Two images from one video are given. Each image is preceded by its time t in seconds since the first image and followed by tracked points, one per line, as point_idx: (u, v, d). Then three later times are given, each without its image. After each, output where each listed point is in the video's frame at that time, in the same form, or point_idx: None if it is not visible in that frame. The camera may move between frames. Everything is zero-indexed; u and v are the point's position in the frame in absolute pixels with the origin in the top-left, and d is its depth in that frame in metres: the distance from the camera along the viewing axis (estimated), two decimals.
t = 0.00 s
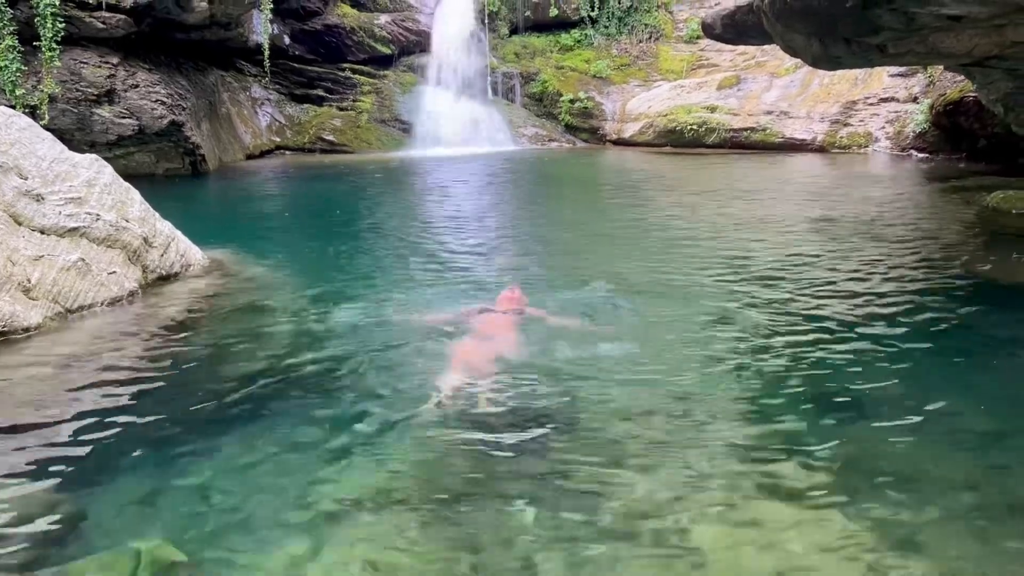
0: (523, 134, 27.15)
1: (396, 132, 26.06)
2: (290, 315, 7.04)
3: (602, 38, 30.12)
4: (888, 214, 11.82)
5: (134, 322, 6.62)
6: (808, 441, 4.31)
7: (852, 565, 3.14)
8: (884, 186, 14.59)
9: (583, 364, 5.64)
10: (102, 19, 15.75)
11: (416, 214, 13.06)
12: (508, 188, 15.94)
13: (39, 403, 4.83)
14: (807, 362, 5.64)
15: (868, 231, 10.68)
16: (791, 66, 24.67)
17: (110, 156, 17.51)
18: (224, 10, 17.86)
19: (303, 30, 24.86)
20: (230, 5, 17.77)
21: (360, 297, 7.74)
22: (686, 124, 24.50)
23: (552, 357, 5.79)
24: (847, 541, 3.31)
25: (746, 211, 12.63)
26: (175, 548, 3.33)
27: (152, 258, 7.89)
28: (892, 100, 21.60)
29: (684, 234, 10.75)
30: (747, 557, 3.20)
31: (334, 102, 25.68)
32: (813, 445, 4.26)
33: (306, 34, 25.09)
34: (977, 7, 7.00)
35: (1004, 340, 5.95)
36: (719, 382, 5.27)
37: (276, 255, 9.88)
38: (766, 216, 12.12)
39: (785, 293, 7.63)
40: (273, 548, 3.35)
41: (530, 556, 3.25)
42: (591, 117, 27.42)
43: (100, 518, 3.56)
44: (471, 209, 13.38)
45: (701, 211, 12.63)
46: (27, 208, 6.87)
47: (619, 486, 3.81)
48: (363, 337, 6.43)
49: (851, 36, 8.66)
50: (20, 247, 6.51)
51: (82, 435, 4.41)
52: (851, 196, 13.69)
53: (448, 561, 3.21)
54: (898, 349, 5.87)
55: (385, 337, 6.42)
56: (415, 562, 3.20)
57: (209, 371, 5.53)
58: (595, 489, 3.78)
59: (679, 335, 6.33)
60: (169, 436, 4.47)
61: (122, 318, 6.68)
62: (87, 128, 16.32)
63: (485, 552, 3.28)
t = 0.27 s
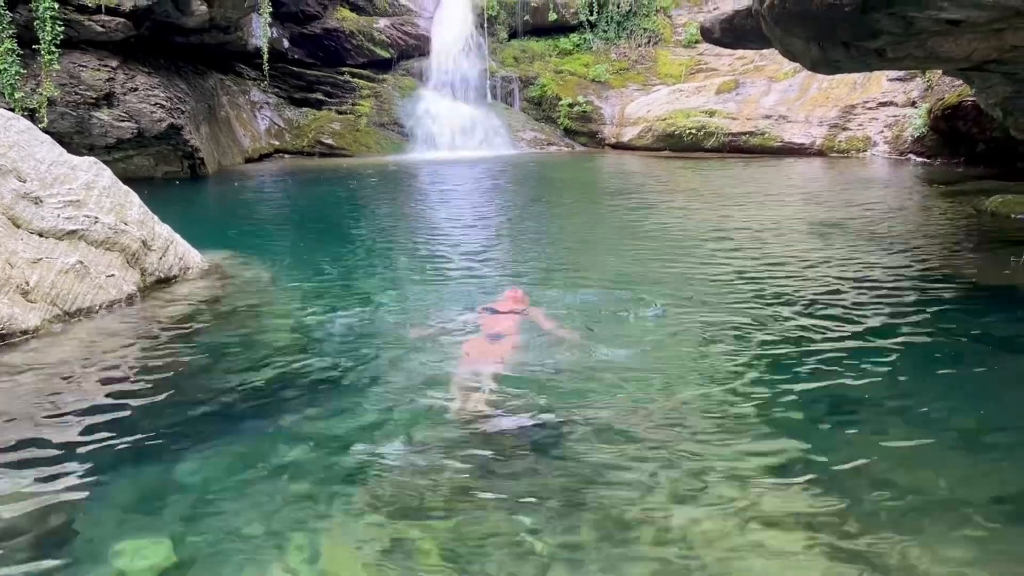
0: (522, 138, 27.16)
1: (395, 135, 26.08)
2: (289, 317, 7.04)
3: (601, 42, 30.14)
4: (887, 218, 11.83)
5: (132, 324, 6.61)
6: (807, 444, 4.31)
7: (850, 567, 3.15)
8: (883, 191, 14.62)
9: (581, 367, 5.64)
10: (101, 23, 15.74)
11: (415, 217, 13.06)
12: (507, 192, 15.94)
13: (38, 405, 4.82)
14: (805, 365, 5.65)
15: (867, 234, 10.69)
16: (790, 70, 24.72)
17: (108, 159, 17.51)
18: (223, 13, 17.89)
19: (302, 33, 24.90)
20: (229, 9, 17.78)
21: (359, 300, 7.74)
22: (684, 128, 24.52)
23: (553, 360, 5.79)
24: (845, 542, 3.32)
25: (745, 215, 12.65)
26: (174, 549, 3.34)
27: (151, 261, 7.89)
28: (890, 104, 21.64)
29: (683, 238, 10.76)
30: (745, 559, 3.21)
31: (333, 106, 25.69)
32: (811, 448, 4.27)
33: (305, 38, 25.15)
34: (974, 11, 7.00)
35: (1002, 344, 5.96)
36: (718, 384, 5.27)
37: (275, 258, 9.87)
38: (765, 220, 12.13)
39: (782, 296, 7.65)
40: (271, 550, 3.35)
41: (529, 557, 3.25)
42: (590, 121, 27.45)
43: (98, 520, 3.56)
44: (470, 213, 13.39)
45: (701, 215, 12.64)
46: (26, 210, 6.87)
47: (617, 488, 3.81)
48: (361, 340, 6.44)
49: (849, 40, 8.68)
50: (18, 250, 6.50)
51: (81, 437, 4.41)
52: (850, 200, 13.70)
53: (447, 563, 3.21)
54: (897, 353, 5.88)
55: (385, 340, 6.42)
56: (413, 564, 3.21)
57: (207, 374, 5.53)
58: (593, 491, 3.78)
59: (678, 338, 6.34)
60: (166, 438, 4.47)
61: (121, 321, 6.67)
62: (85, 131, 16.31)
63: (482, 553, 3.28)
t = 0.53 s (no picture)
0: (521, 143, 27.19)
1: (394, 140, 26.11)
2: (288, 322, 7.04)
3: (600, 47, 30.18)
4: (885, 223, 11.85)
5: (130, 328, 6.60)
6: (806, 448, 4.32)
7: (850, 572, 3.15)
8: (881, 195, 14.65)
9: (581, 372, 5.64)
10: (100, 27, 15.73)
11: (413, 222, 13.07)
12: (506, 197, 15.95)
13: (36, 409, 4.82)
14: (804, 370, 5.65)
15: (865, 239, 10.70)
16: (788, 76, 24.77)
17: (107, 164, 17.51)
18: (222, 18, 17.92)
19: (302, 38, 25.06)
20: (228, 12, 17.77)
21: (358, 305, 7.74)
22: (683, 133, 24.55)
23: (553, 364, 5.80)
24: (845, 547, 3.32)
25: (743, 219, 12.66)
26: (173, 554, 3.33)
27: (149, 265, 7.89)
28: (888, 110, 21.71)
29: (681, 242, 10.77)
30: (746, 564, 3.20)
31: (332, 111, 25.71)
32: (810, 452, 4.27)
33: (304, 43, 25.28)
34: (972, 16, 7.00)
35: (1001, 349, 5.97)
36: (716, 389, 5.28)
37: (273, 262, 9.88)
38: (763, 225, 12.15)
39: (782, 301, 7.65)
40: (271, 554, 3.35)
41: (529, 561, 3.25)
42: (589, 126, 27.49)
43: (99, 525, 3.55)
44: (469, 217, 13.40)
45: (700, 220, 12.65)
46: (24, 214, 6.86)
47: (618, 493, 3.80)
48: (360, 344, 6.43)
49: (847, 46, 8.70)
50: (16, 254, 6.50)
51: (80, 441, 4.40)
52: (848, 205, 13.72)
53: (447, 567, 3.21)
54: (895, 358, 5.88)
55: (384, 344, 6.42)
56: (413, 568, 3.20)
57: (206, 378, 5.53)
58: (593, 496, 3.78)
59: (676, 343, 6.34)
60: (165, 442, 4.46)
61: (119, 325, 6.66)
62: (84, 135, 16.31)
63: (483, 558, 3.28)
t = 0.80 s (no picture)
0: (519, 148, 27.19)
1: (392, 146, 26.13)
2: (286, 326, 7.03)
3: (598, 53, 30.20)
4: (883, 229, 11.86)
5: (128, 332, 6.59)
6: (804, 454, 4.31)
7: None
8: (878, 201, 14.66)
9: (578, 377, 5.62)
10: (99, 32, 15.72)
11: (411, 227, 13.06)
12: (504, 202, 15.95)
13: (33, 413, 4.80)
14: (803, 376, 5.64)
15: (863, 245, 10.70)
16: (786, 82, 24.80)
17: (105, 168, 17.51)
18: (221, 23, 17.96)
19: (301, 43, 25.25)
20: (228, 18, 17.91)
21: (355, 310, 7.72)
22: (681, 139, 24.56)
23: (551, 370, 5.78)
24: (844, 552, 3.31)
25: (741, 225, 12.66)
26: (170, 558, 3.32)
27: (146, 270, 7.88)
28: (886, 116, 21.74)
29: (679, 248, 10.77)
30: (744, 568, 3.19)
31: (331, 116, 25.73)
32: (809, 458, 4.26)
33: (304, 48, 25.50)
34: (969, 23, 7.01)
35: (1000, 355, 5.96)
36: (715, 394, 5.26)
37: (271, 268, 9.85)
38: (761, 231, 12.15)
39: (780, 307, 7.64)
40: (267, 558, 3.33)
41: (527, 566, 3.24)
42: (587, 132, 27.52)
43: (93, 529, 3.53)
44: (467, 223, 13.39)
45: (698, 225, 12.65)
46: (22, 218, 6.85)
47: (615, 498, 3.79)
48: (357, 350, 6.42)
49: (845, 51, 8.72)
50: (13, 258, 6.48)
51: (76, 445, 4.39)
52: (846, 211, 13.74)
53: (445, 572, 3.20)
54: (894, 364, 5.87)
55: (381, 349, 6.40)
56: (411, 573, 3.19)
57: (204, 383, 5.51)
58: (589, 501, 3.76)
59: (675, 348, 6.33)
60: (161, 445, 4.44)
61: (116, 329, 6.65)
62: (82, 140, 16.31)
63: (481, 564, 3.26)
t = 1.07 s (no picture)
0: (518, 154, 27.23)
1: (391, 151, 26.17)
2: (284, 331, 7.04)
3: (596, 60, 30.25)
4: (880, 235, 11.88)
5: (125, 337, 6.59)
6: (800, 459, 4.32)
7: None
8: (876, 208, 14.68)
9: (576, 382, 5.64)
10: (98, 37, 15.70)
11: (410, 232, 13.07)
12: (503, 207, 15.97)
13: (29, 419, 4.79)
14: (799, 382, 5.65)
15: (862, 251, 10.71)
16: (784, 88, 24.86)
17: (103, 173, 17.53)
18: (219, 29, 18.08)
19: (299, 49, 25.33)
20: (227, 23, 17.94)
21: (354, 314, 7.73)
22: (679, 145, 24.61)
23: (545, 374, 5.80)
24: (841, 559, 3.31)
25: (740, 231, 12.68)
26: (166, 563, 3.33)
27: (144, 274, 7.88)
28: (884, 123, 21.81)
29: (677, 254, 10.79)
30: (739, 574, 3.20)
31: (329, 122, 25.77)
32: (806, 464, 4.27)
33: (302, 54, 25.49)
34: (966, 30, 7.04)
35: (997, 361, 5.97)
36: (711, 400, 5.28)
37: (270, 273, 9.86)
38: (759, 236, 12.16)
39: (777, 312, 7.67)
40: (262, 565, 3.33)
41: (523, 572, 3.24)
42: (585, 138, 27.56)
43: (91, 534, 3.54)
44: (465, 228, 13.40)
45: (696, 231, 12.67)
46: (19, 223, 6.84)
47: (611, 503, 3.80)
48: (356, 354, 6.43)
49: (842, 58, 8.74)
50: (11, 263, 6.48)
51: (74, 449, 4.40)
52: (843, 217, 13.76)
53: None
54: (892, 370, 5.87)
55: (379, 354, 6.40)
56: None
57: (201, 388, 5.52)
58: (586, 506, 3.78)
59: (670, 353, 6.35)
60: (159, 450, 4.45)
61: (114, 334, 6.64)
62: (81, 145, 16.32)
63: (478, 569, 3.27)
